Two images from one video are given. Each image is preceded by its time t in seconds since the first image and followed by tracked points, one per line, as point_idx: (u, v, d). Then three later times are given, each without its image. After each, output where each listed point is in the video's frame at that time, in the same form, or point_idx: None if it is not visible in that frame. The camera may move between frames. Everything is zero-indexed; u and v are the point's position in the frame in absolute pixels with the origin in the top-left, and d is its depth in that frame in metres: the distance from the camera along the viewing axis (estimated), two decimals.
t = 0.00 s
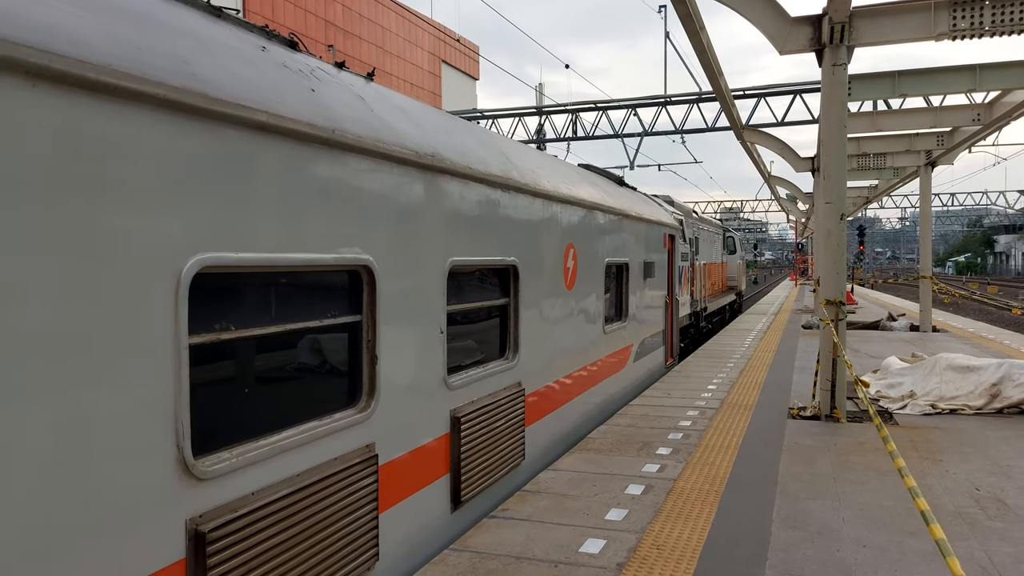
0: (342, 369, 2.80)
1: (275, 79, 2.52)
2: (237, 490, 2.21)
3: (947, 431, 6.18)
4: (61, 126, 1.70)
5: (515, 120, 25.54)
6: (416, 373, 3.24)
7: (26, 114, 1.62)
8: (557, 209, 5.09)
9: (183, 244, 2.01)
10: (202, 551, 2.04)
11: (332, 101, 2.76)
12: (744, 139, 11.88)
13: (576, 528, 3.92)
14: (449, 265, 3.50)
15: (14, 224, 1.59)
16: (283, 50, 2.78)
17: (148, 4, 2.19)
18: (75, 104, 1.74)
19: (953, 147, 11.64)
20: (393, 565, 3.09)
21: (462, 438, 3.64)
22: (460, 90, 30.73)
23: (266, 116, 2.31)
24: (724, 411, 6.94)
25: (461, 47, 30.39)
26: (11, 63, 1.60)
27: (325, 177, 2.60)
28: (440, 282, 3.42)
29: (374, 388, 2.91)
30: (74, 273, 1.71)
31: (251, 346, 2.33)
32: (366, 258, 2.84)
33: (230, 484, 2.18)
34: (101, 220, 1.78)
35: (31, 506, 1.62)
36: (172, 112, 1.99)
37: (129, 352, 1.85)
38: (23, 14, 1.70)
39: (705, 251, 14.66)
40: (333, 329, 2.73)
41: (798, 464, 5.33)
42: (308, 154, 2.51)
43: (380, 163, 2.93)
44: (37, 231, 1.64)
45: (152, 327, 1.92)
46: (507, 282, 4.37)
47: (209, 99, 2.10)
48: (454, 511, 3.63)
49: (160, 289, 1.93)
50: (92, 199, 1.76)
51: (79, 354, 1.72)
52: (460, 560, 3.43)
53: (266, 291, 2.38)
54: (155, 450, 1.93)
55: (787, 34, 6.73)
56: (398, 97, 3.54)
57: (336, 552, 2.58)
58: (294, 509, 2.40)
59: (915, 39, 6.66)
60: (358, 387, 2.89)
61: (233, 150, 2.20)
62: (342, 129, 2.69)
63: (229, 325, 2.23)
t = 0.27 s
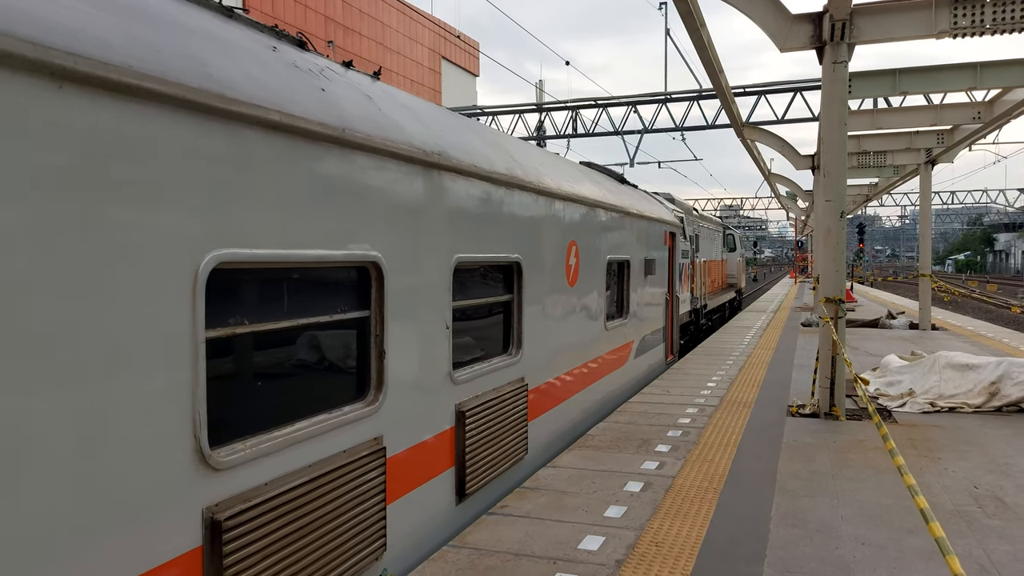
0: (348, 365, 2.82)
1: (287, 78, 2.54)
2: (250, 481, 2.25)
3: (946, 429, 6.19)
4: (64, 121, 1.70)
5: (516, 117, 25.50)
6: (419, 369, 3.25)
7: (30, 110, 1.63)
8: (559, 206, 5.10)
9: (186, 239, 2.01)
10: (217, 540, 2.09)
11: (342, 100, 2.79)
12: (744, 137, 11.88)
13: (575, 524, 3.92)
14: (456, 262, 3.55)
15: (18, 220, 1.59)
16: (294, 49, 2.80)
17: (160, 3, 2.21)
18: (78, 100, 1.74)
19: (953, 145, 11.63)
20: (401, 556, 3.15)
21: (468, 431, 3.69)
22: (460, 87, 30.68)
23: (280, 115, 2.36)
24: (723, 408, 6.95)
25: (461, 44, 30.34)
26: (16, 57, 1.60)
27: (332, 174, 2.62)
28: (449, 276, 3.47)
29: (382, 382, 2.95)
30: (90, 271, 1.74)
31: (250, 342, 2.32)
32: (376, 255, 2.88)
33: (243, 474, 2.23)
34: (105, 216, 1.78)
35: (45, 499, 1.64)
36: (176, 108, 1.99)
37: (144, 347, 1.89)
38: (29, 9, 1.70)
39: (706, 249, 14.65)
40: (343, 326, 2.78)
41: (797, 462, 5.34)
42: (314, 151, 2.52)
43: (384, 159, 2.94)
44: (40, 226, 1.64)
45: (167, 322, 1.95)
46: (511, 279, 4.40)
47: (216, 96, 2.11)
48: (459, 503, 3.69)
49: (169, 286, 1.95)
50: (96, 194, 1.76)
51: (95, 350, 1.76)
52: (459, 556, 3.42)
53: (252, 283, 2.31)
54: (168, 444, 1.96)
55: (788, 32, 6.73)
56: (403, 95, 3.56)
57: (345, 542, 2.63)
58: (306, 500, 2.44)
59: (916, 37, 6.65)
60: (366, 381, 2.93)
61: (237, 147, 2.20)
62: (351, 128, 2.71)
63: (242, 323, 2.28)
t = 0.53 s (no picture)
0: (348, 363, 2.82)
1: (301, 81, 2.59)
2: (266, 473, 2.33)
3: (947, 427, 6.19)
4: (69, 119, 1.71)
5: (517, 114, 25.46)
6: (423, 366, 3.27)
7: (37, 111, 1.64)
8: (563, 205, 5.12)
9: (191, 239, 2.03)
10: (238, 528, 2.17)
11: (353, 101, 2.83)
12: (745, 134, 11.86)
13: (576, 522, 3.93)
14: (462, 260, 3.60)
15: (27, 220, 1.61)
16: (307, 51, 2.85)
17: (178, 6, 2.26)
18: (85, 98, 1.75)
19: (955, 143, 11.61)
20: (411, 547, 3.23)
21: (475, 425, 3.76)
22: (462, 84, 30.64)
23: (295, 117, 2.41)
24: (724, 406, 6.96)
25: (463, 41, 30.29)
26: (23, 57, 1.60)
27: (338, 173, 2.65)
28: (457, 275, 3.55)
29: (392, 377, 3.02)
30: (116, 270, 1.81)
31: (250, 340, 2.32)
32: (386, 253, 2.95)
33: (260, 466, 2.31)
34: (113, 216, 1.80)
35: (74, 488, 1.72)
36: (182, 108, 2.00)
37: (168, 343, 1.96)
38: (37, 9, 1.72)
39: (708, 247, 14.64)
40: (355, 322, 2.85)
41: (799, 459, 5.34)
42: (318, 150, 2.54)
43: (388, 158, 2.95)
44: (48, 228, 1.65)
45: (190, 320, 2.03)
46: (516, 276, 4.45)
47: (227, 98, 2.15)
48: (466, 497, 3.77)
49: (187, 284, 2.01)
50: (101, 194, 1.77)
51: (124, 345, 1.84)
52: (460, 554, 3.43)
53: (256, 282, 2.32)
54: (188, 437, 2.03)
55: (790, 29, 6.72)
56: (411, 96, 3.60)
57: (359, 531, 2.71)
58: (321, 490, 2.52)
59: (918, 35, 6.64)
60: (377, 376, 3.00)
61: (242, 147, 2.21)
62: (362, 128, 2.76)
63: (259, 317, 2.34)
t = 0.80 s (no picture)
0: (350, 363, 2.82)
1: (316, 84, 2.65)
2: (285, 465, 2.40)
3: (950, 426, 6.19)
4: (79, 119, 1.72)
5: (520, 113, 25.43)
6: (428, 364, 3.29)
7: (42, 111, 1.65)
8: (569, 204, 5.15)
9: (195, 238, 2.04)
10: (258, 519, 2.24)
11: (366, 104, 2.90)
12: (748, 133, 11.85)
13: (578, 521, 3.93)
14: (471, 259, 3.66)
15: (33, 219, 1.62)
16: (322, 55, 2.91)
17: (198, 12, 2.32)
18: (90, 98, 1.76)
19: (959, 142, 11.57)
20: (422, 541, 3.33)
21: (483, 421, 3.82)
22: (464, 83, 30.63)
23: (312, 120, 2.47)
24: (727, 405, 6.97)
25: (466, 40, 30.28)
26: (32, 57, 1.62)
27: (343, 173, 2.66)
28: (466, 274, 3.62)
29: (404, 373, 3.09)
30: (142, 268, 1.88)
31: (253, 339, 2.33)
32: (398, 253, 3.01)
33: (279, 458, 2.38)
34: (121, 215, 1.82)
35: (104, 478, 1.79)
36: (188, 108, 2.01)
37: (192, 338, 2.04)
38: (44, 10, 1.73)
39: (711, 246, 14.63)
40: (365, 321, 2.92)
41: (802, 459, 5.34)
42: (323, 149, 2.55)
43: (392, 158, 2.96)
44: (55, 228, 1.67)
45: (213, 317, 2.10)
46: (524, 275, 4.49)
47: (238, 98, 2.18)
48: (475, 491, 3.84)
49: (205, 282, 2.07)
50: (107, 193, 1.78)
51: (152, 341, 1.92)
52: (463, 552, 3.44)
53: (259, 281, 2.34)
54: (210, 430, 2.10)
55: (793, 28, 6.71)
56: (421, 97, 3.66)
57: (372, 523, 2.79)
58: (336, 483, 2.60)
59: (921, 33, 6.63)
60: (389, 372, 3.08)
61: (251, 147, 2.24)
62: (375, 131, 2.83)
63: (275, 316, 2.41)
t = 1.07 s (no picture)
0: (353, 364, 2.78)
1: (335, 89, 2.70)
2: (306, 457, 2.45)
3: (954, 428, 6.18)
4: (90, 119, 1.72)
5: (523, 114, 25.44)
6: (433, 365, 3.29)
7: (53, 111, 1.65)
8: (577, 206, 5.17)
9: (205, 238, 2.04)
10: (281, 508, 2.29)
11: (382, 107, 2.95)
12: (752, 134, 11.84)
13: (581, 522, 3.93)
14: (483, 259, 3.71)
15: (46, 219, 1.63)
16: (339, 61, 2.97)
17: (220, 19, 2.37)
18: (101, 99, 1.76)
19: (964, 143, 11.55)
20: (437, 533, 3.43)
21: (493, 417, 3.88)
22: (468, 84, 30.65)
23: (332, 124, 2.53)
24: (730, 406, 6.96)
25: (469, 40, 30.31)
26: (43, 59, 1.62)
27: (353, 175, 2.67)
28: (478, 277, 3.69)
29: (418, 370, 3.14)
30: (170, 267, 1.93)
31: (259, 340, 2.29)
32: (413, 252, 3.05)
33: (301, 450, 2.43)
34: (135, 215, 1.83)
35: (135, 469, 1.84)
36: (199, 109, 2.02)
37: (218, 334, 2.10)
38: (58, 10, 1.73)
39: (715, 246, 14.61)
40: (381, 320, 2.97)
41: (806, 460, 5.34)
42: (332, 149, 2.55)
43: (401, 158, 2.96)
44: (68, 230, 1.67)
45: (238, 314, 2.16)
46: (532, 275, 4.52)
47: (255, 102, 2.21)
48: (484, 487, 3.91)
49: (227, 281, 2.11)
50: (120, 194, 1.79)
51: (182, 336, 1.98)
52: (466, 553, 3.44)
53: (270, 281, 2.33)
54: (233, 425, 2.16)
55: (797, 29, 6.71)
56: (433, 101, 3.70)
57: (387, 515, 2.84)
58: (355, 475, 2.65)
59: (926, 34, 6.62)
60: (405, 368, 3.13)
61: (262, 147, 2.24)
62: (391, 134, 2.88)
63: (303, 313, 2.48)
